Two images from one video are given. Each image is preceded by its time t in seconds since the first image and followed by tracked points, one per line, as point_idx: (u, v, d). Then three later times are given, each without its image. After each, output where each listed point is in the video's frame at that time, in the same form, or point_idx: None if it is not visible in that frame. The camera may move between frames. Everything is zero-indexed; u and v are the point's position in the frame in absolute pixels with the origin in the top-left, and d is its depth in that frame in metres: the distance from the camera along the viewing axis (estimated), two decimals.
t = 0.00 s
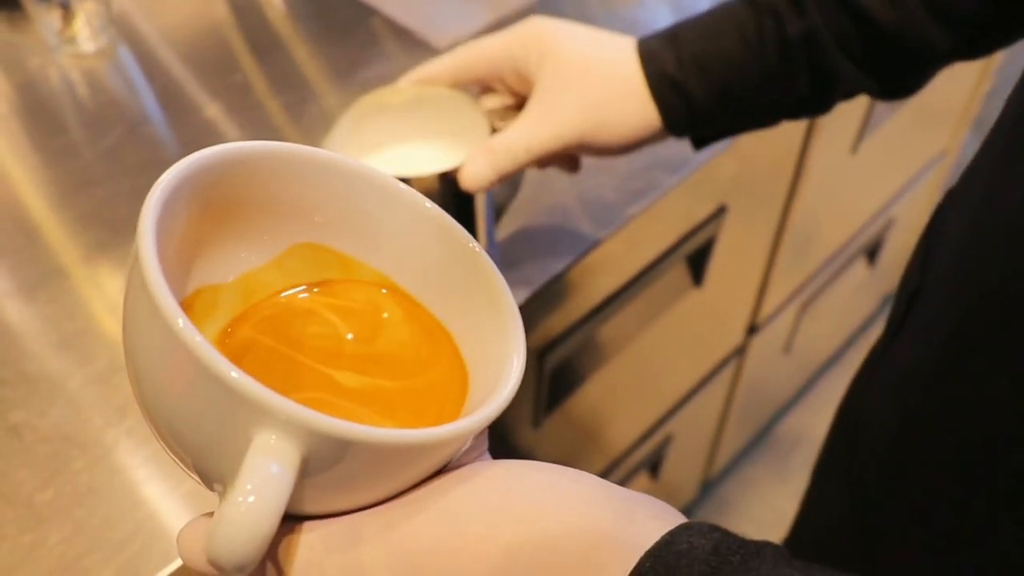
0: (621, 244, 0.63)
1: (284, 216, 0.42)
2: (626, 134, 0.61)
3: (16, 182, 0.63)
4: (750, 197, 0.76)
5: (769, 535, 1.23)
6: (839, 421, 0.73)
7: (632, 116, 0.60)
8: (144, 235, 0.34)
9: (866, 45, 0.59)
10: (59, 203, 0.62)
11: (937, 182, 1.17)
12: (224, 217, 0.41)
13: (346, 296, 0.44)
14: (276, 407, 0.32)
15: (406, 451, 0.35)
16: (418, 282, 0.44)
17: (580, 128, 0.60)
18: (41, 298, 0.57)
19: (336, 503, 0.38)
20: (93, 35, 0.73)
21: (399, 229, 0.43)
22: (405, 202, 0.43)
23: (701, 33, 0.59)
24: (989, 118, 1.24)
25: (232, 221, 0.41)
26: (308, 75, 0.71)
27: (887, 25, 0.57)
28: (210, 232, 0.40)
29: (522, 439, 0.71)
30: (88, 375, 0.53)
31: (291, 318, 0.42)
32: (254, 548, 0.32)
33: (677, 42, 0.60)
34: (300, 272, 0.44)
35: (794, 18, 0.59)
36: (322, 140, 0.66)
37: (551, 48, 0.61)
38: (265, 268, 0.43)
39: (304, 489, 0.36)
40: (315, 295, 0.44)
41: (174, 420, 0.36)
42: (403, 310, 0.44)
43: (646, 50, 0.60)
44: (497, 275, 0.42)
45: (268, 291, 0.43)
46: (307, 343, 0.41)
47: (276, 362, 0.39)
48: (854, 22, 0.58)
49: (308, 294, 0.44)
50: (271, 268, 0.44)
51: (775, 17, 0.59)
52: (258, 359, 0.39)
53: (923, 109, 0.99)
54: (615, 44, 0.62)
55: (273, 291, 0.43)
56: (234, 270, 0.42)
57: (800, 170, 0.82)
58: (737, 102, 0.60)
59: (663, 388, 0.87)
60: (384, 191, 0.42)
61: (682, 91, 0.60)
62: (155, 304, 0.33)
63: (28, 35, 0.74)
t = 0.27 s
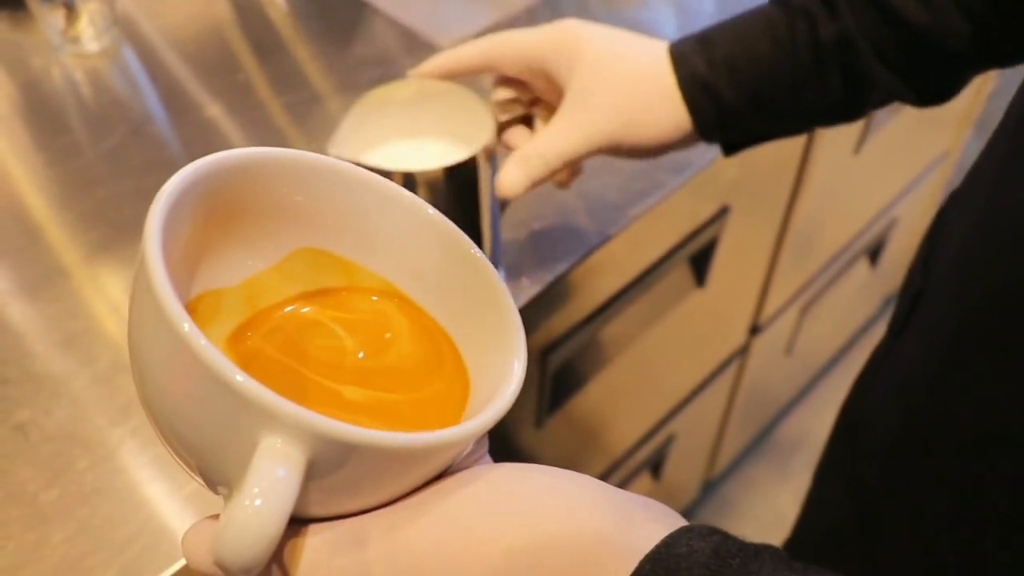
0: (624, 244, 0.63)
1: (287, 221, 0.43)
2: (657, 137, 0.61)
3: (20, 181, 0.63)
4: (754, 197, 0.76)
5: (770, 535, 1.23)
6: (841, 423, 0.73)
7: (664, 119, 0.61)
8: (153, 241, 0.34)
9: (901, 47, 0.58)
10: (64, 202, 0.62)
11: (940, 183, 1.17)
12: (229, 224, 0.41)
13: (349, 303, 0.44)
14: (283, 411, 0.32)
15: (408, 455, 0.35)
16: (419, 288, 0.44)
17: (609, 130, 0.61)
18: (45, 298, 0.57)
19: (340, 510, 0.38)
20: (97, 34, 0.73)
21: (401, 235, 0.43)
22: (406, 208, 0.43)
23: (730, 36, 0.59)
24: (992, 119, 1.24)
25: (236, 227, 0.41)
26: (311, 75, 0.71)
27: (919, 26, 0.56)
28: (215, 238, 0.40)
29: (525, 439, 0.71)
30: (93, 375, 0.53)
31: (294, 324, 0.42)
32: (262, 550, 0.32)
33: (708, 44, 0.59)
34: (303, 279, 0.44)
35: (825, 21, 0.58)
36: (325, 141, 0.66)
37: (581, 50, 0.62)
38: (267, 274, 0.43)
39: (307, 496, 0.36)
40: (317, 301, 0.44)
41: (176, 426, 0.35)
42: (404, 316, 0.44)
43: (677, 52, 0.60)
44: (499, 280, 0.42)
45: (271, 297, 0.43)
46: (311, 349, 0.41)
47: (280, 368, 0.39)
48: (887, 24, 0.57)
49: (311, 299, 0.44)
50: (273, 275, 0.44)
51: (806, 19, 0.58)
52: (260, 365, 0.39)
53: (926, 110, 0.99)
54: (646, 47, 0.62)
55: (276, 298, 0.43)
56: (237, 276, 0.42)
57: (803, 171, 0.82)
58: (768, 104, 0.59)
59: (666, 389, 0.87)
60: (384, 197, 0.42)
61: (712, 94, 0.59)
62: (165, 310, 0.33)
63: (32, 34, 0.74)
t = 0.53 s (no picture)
0: (626, 245, 0.63)
1: (288, 227, 0.42)
2: (655, 125, 0.61)
3: (23, 180, 0.63)
4: (755, 198, 0.76)
5: (771, 536, 1.23)
6: (843, 424, 0.73)
7: (663, 107, 0.60)
8: (160, 247, 0.34)
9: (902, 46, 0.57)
10: (66, 201, 0.62)
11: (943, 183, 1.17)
12: (231, 229, 0.40)
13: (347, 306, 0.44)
14: (287, 413, 0.32)
15: (408, 459, 0.35)
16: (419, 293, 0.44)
17: (608, 117, 0.60)
18: (47, 296, 0.57)
19: (343, 509, 0.38)
20: (99, 33, 0.73)
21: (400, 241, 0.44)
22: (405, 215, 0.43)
23: (733, 32, 0.59)
24: (995, 120, 1.23)
25: (238, 233, 0.41)
26: (314, 75, 0.71)
27: (921, 25, 0.56)
28: (218, 242, 0.40)
29: (527, 440, 0.71)
30: (95, 374, 0.53)
31: (295, 325, 0.42)
32: (265, 550, 0.32)
33: (711, 39, 0.59)
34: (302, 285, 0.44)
35: (828, 18, 0.58)
36: (327, 140, 0.66)
37: (586, 36, 0.61)
38: (266, 280, 0.43)
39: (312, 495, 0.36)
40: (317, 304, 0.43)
41: (182, 426, 0.36)
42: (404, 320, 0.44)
43: (681, 46, 0.60)
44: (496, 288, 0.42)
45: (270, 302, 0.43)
46: (315, 349, 0.40)
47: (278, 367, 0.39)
48: (891, 22, 0.57)
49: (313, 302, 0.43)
50: (272, 281, 0.43)
51: (808, 18, 0.58)
52: (266, 363, 0.39)
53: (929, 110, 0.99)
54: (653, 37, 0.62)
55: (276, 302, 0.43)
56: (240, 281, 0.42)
57: (805, 171, 0.82)
58: (768, 103, 0.59)
59: (668, 389, 0.87)
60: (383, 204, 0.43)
61: (714, 88, 0.59)
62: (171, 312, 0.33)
63: (34, 32, 0.74)
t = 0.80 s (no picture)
0: (626, 243, 0.63)
1: (269, 216, 0.43)
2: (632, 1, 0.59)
3: (21, 177, 0.63)
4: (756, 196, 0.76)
5: (770, 537, 1.23)
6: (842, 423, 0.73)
7: None
8: (128, 228, 0.34)
9: None
10: (63, 198, 0.62)
11: (944, 183, 1.17)
12: (209, 215, 0.41)
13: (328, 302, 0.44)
14: (236, 407, 0.32)
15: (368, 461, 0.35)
16: (399, 292, 0.44)
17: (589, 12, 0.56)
18: (43, 294, 0.57)
19: (293, 508, 0.37)
20: (98, 30, 0.73)
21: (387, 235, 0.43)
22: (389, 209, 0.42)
23: None
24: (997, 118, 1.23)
25: (217, 220, 0.41)
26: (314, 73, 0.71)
27: None
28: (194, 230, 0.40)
29: (526, 439, 0.71)
30: (92, 371, 0.53)
31: (271, 318, 0.42)
32: (196, 539, 0.32)
33: None
34: (288, 276, 0.44)
35: None
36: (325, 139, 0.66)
37: None
38: (252, 268, 0.43)
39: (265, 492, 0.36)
40: (300, 297, 0.44)
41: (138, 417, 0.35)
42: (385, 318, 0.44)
43: None
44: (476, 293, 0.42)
45: (252, 290, 0.43)
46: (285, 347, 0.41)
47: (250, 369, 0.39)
48: None
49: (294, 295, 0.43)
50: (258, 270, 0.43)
51: None
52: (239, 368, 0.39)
53: (930, 109, 0.98)
54: None
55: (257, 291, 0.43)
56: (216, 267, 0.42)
57: (806, 170, 0.82)
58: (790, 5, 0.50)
59: (667, 389, 0.87)
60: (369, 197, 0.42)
61: None
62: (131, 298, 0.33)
63: (33, 29, 0.73)
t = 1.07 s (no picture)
0: (625, 243, 0.63)
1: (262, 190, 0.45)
2: None
3: (21, 176, 0.63)
4: (756, 196, 0.76)
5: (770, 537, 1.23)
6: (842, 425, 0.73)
7: None
8: (94, 199, 0.36)
9: None
10: (63, 198, 0.62)
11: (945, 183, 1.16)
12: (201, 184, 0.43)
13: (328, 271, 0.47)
14: (158, 376, 0.34)
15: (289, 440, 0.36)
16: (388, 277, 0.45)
17: None
18: (42, 293, 0.57)
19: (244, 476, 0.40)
20: (98, 30, 0.73)
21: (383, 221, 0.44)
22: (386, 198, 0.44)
23: None
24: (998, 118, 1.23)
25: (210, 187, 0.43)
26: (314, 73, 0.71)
27: None
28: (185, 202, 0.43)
29: (524, 438, 0.71)
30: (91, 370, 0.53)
31: (262, 285, 0.45)
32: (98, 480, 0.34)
33: None
34: (293, 242, 0.46)
35: None
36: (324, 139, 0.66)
37: None
38: (258, 233, 0.46)
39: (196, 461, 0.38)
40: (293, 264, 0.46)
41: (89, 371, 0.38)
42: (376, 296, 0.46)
43: None
44: (449, 282, 0.43)
45: (253, 252, 0.46)
46: (257, 318, 0.44)
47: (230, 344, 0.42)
48: None
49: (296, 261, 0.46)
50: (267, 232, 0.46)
51: None
52: (217, 344, 0.42)
53: (930, 110, 0.98)
54: None
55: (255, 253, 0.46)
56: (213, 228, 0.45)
57: (806, 170, 0.81)
58: None
59: (666, 389, 0.87)
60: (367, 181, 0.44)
61: None
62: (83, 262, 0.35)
63: (33, 28, 0.73)
